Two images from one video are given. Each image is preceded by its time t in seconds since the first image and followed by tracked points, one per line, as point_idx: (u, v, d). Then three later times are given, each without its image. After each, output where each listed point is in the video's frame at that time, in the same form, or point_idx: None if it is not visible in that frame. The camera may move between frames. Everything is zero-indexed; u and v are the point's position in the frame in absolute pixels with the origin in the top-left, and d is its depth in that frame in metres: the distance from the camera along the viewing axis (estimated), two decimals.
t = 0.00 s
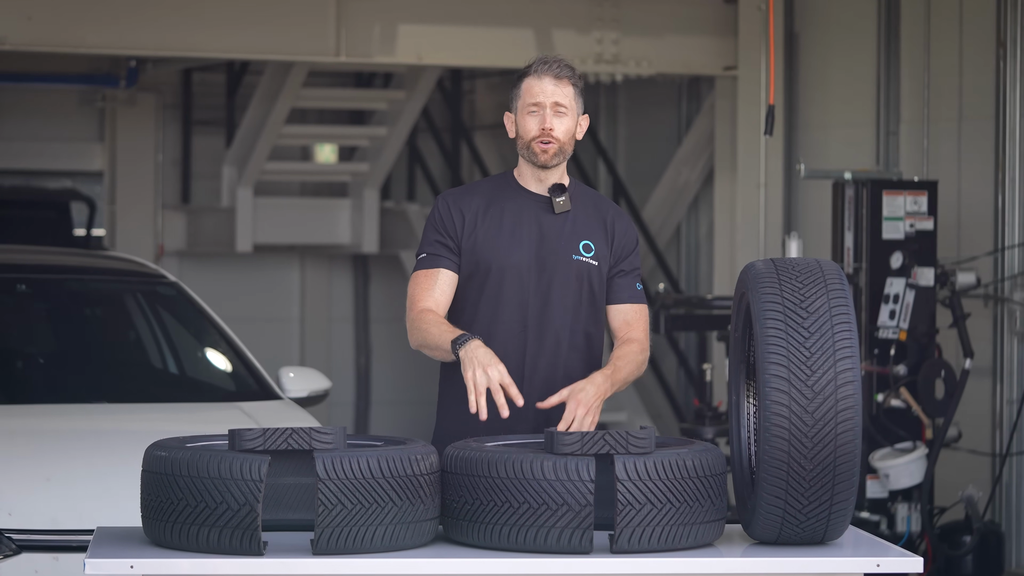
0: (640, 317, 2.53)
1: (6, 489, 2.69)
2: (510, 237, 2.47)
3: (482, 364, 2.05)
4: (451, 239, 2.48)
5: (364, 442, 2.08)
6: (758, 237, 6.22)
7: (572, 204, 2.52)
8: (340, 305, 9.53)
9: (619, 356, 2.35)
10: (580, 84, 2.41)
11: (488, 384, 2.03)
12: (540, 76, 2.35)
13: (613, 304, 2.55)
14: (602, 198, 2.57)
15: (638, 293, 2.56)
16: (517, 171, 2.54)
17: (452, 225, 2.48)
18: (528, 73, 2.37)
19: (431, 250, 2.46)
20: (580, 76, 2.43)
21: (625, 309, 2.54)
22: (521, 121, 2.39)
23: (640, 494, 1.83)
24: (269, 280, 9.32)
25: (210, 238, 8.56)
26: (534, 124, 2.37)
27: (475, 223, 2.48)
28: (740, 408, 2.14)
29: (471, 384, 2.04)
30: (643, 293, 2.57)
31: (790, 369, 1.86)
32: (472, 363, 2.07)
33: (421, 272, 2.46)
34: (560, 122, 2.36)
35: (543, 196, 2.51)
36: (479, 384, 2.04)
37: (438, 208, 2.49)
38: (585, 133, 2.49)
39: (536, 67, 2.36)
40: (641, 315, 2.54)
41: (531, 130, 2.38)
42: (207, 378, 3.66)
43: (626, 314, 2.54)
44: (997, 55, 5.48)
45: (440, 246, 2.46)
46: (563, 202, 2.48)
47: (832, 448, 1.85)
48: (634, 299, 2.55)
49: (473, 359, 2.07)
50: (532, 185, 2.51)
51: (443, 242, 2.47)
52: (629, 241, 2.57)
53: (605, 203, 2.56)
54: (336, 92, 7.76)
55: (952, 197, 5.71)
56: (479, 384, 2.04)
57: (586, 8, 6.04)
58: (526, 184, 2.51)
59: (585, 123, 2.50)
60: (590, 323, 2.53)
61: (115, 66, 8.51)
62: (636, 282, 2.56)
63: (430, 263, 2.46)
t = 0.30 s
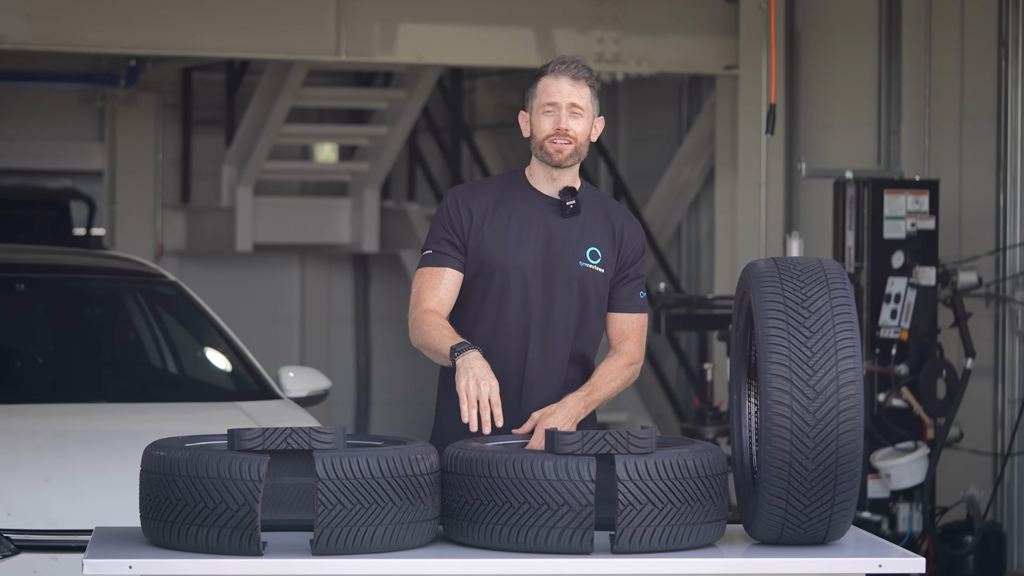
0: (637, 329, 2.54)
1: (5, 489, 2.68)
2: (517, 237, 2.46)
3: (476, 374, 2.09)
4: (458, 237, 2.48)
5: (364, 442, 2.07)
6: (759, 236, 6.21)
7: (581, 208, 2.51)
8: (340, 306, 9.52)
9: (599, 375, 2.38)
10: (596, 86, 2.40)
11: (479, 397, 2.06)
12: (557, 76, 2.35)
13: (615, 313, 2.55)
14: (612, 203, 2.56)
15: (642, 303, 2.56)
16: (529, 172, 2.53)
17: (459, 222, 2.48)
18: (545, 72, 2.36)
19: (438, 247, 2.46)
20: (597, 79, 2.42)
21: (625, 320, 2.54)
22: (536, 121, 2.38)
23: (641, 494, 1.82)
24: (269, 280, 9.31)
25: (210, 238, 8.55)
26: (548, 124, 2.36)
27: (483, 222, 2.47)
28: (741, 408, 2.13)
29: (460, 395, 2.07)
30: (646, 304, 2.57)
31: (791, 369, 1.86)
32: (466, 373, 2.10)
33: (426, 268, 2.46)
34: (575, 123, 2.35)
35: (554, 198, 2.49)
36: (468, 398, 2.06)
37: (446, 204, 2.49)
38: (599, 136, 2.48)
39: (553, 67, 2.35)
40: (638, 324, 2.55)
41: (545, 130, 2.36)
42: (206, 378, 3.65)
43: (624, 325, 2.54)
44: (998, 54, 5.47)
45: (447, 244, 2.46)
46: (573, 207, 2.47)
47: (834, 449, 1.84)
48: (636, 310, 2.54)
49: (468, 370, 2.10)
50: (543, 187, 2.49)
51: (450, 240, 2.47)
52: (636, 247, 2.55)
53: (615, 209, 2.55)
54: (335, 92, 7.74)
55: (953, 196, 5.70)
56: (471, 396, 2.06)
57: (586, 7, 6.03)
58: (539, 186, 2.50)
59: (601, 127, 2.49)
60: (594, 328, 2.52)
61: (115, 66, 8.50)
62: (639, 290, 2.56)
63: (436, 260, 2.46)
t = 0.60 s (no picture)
0: (637, 322, 2.53)
1: (3, 489, 2.68)
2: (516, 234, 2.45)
3: (471, 373, 2.09)
4: (457, 235, 2.47)
5: (361, 443, 2.06)
6: (760, 236, 6.20)
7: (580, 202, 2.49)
8: (340, 306, 9.52)
9: (600, 375, 2.37)
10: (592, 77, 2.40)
11: (473, 396, 2.06)
12: (553, 66, 2.35)
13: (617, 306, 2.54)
14: (611, 197, 2.55)
15: (642, 295, 2.55)
16: (527, 168, 2.52)
17: (457, 220, 2.46)
18: (542, 64, 2.36)
19: (436, 246, 2.45)
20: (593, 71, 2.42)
21: (626, 314, 2.53)
22: (534, 113, 2.37)
23: (641, 495, 1.81)
24: (269, 280, 9.30)
25: (210, 238, 8.55)
26: (546, 114, 2.35)
27: (482, 218, 2.46)
28: (741, 408, 2.12)
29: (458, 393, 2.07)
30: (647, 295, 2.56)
31: (792, 369, 1.85)
32: (462, 374, 2.10)
33: (426, 268, 2.45)
34: (574, 113, 2.34)
35: (553, 191, 2.48)
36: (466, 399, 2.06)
37: (444, 202, 2.48)
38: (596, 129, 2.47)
39: (549, 58, 2.36)
40: (640, 317, 2.54)
41: (544, 121, 2.35)
42: (205, 379, 3.63)
43: (625, 318, 2.53)
44: (999, 54, 5.47)
45: (445, 241, 2.45)
46: (573, 200, 2.47)
47: (835, 450, 1.83)
48: (637, 301, 2.54)
49: (464, 370, 2.10)
50: (542, 181, 2.48)
51: (448, 238, 2.46)
52: (636, 240, 2.55)
53: (614, 201, 2.54)
54: (335, 92, 7.73)
55: (954, 195, 5.70)
56: (468, 396, 2.06)
57: (586, 6, 6.01)
58: (537, 180, 2.49)
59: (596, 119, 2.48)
60: (595, 325, 2.51)
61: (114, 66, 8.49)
62: (640, 282, 2.55)
63: (436, 259, 2.45)
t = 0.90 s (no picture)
0: (632, 324, 2.51)
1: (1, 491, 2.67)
2: (508, 238, 2.44)
3: (459, 387, 2.09)
4: (449, 242, 2.46)
5: (360, 446, 2.05)
6: (760, 237, 6.20)
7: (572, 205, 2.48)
8: (339, 306, 9.51)
9: (597, 377, 2.36)
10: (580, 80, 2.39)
11: (463, 409, 2.06)
12: (539, 70, 2.33)
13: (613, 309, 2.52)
14: (604, 199, 2.54)
15: (636, 297, 2.53)
16: (516, 171, 2.51)
17: (449, 227, 2.46)
18: (528, 67, 2.35)
19: (429, 255, 2.45)
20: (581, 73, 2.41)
21: (623, 315, 2.52)
22: (521, 117, 2.36)
23: (640, 499, 1.80)
24: (269, 281, 9.29)
25: (210, 239, 8.54)
26: (533, 119, 2.34)
27: (473, 224, 2.45)
28: (742, 410, 2.10)
29: (450, 407, 2.08)
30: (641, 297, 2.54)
31: (792, 371, 1.84)
32: (452, 388, 2.11)
33: (419, 278, 2.45)
34: (561, 116, 2.33)
35: (543, 195, 2.48)
36: (459, 415, 2.06)
37: (435, 210, 2.47)
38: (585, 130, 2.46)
39: (534, 62, 2.34)
40: (634, 319, 2.52)
41: (531, 125, 2.34)
42: (203, 382, 3.63)
43: (619, 321, 2.52)
44: (1000, 54, 5.46)
45: (436, 249, 2.45)
46: (563, 203, 2.45)
47: (836, 452, 1.82)
48: (631, 304, 2.53)
49: (455, 383, 2.11)
50: (532, 185, 2.48)
51: (440, 247, 2.45)
52: (629, 240, 2.53)
53: (607, 203, 2.53)
54: (335, 92, 7.72)
55: (955, 196, 5.69)
56: (459, 409, 2.07)
57: (586, 6, 6.00)
58: (527, 184, 2.49)
59: (585, 120, 2.48)
60: (592, 326, 2.49)
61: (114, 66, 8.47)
62: (634, 284, 2.53)
63: (429, 268, 2.44)
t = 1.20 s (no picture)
0: (626, 323, 2.50)
1: None
2: (503, 241, 2.44)
3: (458, 391, 2.08)
4: (443, 247, 2.44)
5: (358, 448, 2.04)
6: (761, 237, 6.19)
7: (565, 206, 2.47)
8: (338, 307, 9.51)
9: (594, 377, 2.35)
10: (570, 82, 2.38)
11: (462, 412, 2.05)
12: (529, 73, 2.32)
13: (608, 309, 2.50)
14: (596, 199, 2.53)
15: (632, 296, 2.51)
16: (508, 174, 2.50)
17: (443, 232, 2.44)
18: (517, 70, 2.34)
19: (423, 261, 2.42)
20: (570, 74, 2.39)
21: (618, 314, 2.50)
22: (512, 121, 2.35)
23: (639, 501, 1.79)
24: (268, 281, 9.29)
25: (209, 239, 8.53)
26: (525, 122, 2.33)
27: (467, 229, 2.44)
28: (741, 413, 2.09)
29: (449, 411, 2.07)
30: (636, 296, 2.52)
31: (791, 373, 1.83)
32: (451, 392, 2.10)
33: (415, 284, 2.43)
34: (552, 120, 2.32)
35: (535, 197, 2.47)
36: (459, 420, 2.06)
37: (428, 216, 2.46)
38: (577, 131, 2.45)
39: (524, 65, 2.33)
40: (630, 318, 2.50)
41: (522, 128, 2.34)
42: (201, 382, 3.62)
43: (615, 320, 2.50)
44: (1001, 54, 5.45)
45: (430, 255, 2.43)
46: (556, 204, 2.44)
47: (835, 454, 1.81)
48: (626, 303, 2.50)
49: (453, 387, 2.10)
50: (525, 187, 2.47)
51: (435, 252, 2.43)
52: (624, 240, 2.52)
53: (600, 203, 2.52)
54: (334, 92, 7.70)
55: (955, 196, 5.68)
56: (459, 412, 2.06)
57: (585, 6, 5.99)
58: (519, 186, 2.47)
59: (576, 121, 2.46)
60: (590, 326, 2.48)
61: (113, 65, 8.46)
62: (629, 283, 2.52)
63: (423, 274, 2.42)
